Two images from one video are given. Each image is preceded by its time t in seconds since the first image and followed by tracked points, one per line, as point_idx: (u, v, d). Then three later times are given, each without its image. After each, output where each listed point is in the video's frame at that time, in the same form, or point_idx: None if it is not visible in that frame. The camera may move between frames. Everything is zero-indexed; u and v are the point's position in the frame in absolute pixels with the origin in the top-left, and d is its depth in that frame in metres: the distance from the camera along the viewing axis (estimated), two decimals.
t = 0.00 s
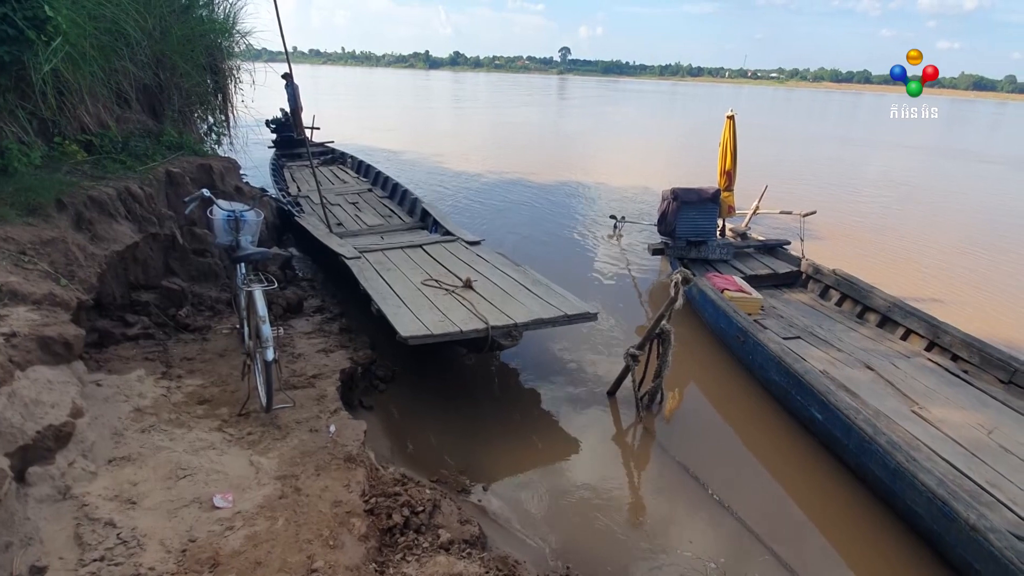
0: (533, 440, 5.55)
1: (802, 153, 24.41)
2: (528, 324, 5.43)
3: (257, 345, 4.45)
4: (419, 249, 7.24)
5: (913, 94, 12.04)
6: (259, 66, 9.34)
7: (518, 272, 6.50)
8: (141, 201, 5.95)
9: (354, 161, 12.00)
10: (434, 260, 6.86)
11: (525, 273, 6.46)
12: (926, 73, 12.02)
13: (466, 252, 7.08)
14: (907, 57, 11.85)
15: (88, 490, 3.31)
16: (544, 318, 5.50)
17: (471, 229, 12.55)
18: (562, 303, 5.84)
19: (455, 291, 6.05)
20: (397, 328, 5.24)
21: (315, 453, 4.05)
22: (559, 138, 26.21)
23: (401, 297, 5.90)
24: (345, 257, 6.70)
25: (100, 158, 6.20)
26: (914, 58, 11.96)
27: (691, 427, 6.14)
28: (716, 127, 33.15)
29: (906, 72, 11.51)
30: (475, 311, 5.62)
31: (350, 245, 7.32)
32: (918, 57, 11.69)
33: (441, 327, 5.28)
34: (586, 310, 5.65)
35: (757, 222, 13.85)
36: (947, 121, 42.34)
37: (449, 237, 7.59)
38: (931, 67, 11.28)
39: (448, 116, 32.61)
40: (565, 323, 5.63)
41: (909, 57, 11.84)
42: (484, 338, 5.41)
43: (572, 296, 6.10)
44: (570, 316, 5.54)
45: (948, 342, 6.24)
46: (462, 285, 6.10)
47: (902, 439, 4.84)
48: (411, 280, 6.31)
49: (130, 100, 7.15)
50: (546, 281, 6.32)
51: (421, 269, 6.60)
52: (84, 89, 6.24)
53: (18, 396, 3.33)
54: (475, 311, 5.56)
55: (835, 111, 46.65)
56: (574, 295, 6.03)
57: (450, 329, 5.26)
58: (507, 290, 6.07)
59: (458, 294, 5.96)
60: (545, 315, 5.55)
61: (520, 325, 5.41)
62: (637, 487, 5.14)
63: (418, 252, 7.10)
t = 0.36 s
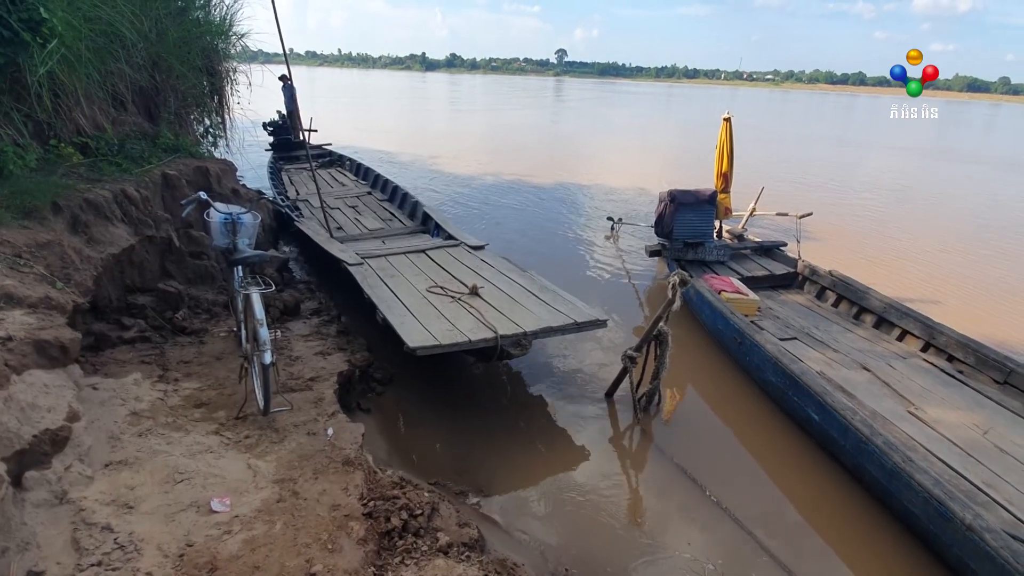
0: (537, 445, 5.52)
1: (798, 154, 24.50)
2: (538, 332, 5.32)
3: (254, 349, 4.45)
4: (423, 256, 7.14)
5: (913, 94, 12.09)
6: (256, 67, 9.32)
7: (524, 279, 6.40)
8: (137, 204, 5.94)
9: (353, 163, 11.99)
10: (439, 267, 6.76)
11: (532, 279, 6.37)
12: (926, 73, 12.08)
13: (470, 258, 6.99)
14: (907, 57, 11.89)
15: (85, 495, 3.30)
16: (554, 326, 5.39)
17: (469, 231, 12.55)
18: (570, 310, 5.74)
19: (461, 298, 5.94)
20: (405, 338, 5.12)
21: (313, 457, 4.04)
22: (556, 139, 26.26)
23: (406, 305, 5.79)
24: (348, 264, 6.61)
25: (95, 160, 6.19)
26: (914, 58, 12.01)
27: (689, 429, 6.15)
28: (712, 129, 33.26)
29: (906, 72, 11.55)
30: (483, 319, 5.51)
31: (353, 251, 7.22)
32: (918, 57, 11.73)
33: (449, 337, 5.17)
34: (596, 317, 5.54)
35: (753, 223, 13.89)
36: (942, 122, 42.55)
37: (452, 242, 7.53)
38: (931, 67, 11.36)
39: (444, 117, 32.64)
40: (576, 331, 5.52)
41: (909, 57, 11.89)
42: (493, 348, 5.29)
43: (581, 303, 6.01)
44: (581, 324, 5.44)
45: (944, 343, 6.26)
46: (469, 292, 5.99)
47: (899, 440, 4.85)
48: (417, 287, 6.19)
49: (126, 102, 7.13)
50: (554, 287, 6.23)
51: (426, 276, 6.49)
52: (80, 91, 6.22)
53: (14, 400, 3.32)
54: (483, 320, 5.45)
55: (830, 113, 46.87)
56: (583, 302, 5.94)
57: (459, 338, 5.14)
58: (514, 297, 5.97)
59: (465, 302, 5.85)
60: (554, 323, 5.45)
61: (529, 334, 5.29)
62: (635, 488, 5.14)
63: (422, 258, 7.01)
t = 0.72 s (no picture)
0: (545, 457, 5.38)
1: (796, 157, 24.58)
2: (550, 344, 5.23)
3: (253, 353, 4.46)
4: (428, 263, 7.05)
5: (913, 94, 12.14)
6: (253, 71, 9.33)
7: (533, 287, 6.31)
8: (135, 208, 5.94)
9: (354, 169, 11.99)
10: (445, 275, 6.66)
11: (540, 287, 6.28)
12: (927, 73, 12.16)
13: (476, 265, 6.91)
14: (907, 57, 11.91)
15: (83, 501, 3.28)
16: (566, 337, 5.29)
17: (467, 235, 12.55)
18: (582, 320, 5.65)
19: (469, 307, 5.85)
20: (414, 348, 5.02)
21: (311, 462, 4.03)
22: (553, 143, 26.32)
23: (414, 314, 5.69)
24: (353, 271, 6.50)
25: (93, 165, 6.19)
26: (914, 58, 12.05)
27: (687, 432, 6.15)
28: (709, 132, 33.38)
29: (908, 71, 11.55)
30: (493, 329, 5.42)
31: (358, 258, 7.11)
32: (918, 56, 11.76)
33: (460, 348, 5.07)
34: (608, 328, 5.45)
35: (751, 226, 13.93)
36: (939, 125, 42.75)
37: (457, 249, 7.43)
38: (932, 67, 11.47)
39: (442, 121, 32.70)
40: (588, 341, 5.42)
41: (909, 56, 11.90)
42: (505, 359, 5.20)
43: (592, 312, 5.92)
44: (594, 334, 5.34)
45: (940, 346, 6.28)
46: (477, 301, 5.90)
47: (896, 442, 4.86)
48: (424, 296, 6.09)
49: (124, 107, 7.14)
50: (563, 296, 6.15)
51: (432, 284, 6.39)
52: (78, 96, 6.21)
53: (11, 407, 3.30)
54: (494, 330, 5.35)
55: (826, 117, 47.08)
56: (593, 311, 5.85)
57: (470, 350, 5.04)
58: (524, 306, 5.88)
59: (474, 311, 5.75)
60: (566, 334, 5.36)
61: (542, 345, 5.20)
62: (633, 492, 5.14)
63: (427, 265, 6.93)
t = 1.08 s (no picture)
0: (559, 476, 5.27)
1: (793, 162, 24.69)
2: (561, 356, 5.09)
3: (250, 359, 4.44)
4: (433, 272, 6.93)
5: (914, 93, 12.23)
6: (252, 77, 9.35)
7: (541, 297, 6.19)
8: (133, 214, 5.94)
9: (354, 175, 12.00)
10: (451, 284, 6.53)
11: (548, 297, 6.16)
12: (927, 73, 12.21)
13: (481, 274, 6.80)
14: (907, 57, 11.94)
15: (80, 508, 3.27)
16: (578, 349, 5.16)
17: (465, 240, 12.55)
18: (593, 331, 5.53)
19: (477, 317, 5.72)
20: (421, 360, 4.89)
21: (309, 468, 4.03)
22: (551, 149, 26.37)
23: (422, 325, 5.55)
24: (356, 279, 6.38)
25: (91, 171, 6.20)
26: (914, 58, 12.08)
27: (686, 436, 6.15)
28: (706, 138, 33.50)
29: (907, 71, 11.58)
30: (503, 340, 5.28)
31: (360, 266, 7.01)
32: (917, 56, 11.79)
33: (470, 360, 4.93)
34: (620, 339, 5.32)
35: (748, 231, 13.96)
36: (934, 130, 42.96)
37: (462, 258, 7.33)
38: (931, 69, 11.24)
39: (440, 127, 32.74)
40: (599, 353, 5.29)
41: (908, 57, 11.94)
42: (516, 372, 5.06)
43: (602, 323, 5.79)
44: (605, 346, 5.22)
45: (937, 349, 6.29)
46: (485, 311, 5.77)
47: (893, 446, 4.87)
48: (431, 306, 5.95)
49: (122, 112, 7.15)
50: (572, 306, 6.03)
51: (438, 293, 6.26)
52: (76, 102, 6.21)
53: (8, 413, 3.30)
54: (504, 342, 5.21)
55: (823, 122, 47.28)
56: (603, 322, 5.73)
57: (481, 362, 4.90)
58: (533, 317, 5.76)
59: (483, 322, 5.61)
60: (578, 345, 5.22)
61: (553, 357, 5.06)
62: (632, 497, 5.13)
63: (431, 274, 6.82)
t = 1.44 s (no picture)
0: (565, 487, 5.18)
1: (790, 166, 24.78)
2: (573, 368, 4.93)
3: (248, 364, 4.44)
4: (438, 280, 6.77)
5: (913, 94, 12.25)
6: (250, 82, 9.36)
7: (549, 306, 6.03)
8: (131, 219, 5.95)
9: (354, 181, 12.02)
10: (457, 293, 6.37)
11: (557, 306, 6.01)
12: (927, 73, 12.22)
13: (486, 282, 6.67)
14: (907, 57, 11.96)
15: (77, 514, 3.26)
16: (590, 360, 4.99)
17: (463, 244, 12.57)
18: (604, 342, 5.37)
19: (485, 328, 5.55)
20: (429, 374, 4.71)
21: (307, 473, 4.02)
22: (549, 153, 26.44)
23: (428, 336, 5.38)
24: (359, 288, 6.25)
25: (89, 176, 6.22)
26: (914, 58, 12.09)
27: (684, 441, 6.13)
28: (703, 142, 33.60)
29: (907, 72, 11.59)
30: (512, 351, 5.11)
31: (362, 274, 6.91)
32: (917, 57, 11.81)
33: (479, 373, 4.75)
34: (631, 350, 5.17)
35: (745, 235, 14.00)
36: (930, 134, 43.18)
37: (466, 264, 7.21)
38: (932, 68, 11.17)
39: (438, 132, 32.80)
40: (611, 365, 5.13)
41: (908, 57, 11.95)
42: (526, 385, 4.88)
43: (613, 333, 5.64)
44: (617, 357, 5.06)
45: (933, 352, 6.31)
46: (493, 321, 5.61)
47: (890, 449, 4.87)
48: (437, 316, 5.79)
49: (121, 118, 7.17)
50: (582, 315, 5.87)
51: (444, 303, 6.10)
52: (75, 108, 6.21)
53: (5, 419, 3.29)
54: (514, 353, 5.04)
55: (820, 126, 47.44)
56: (614, 332, 5.58)
57: (491, 375, 4.72)
58: (542, 327, 5.60)
59: (491, 333, 5.44)
60: (589, 357, 5.06)
61: (565, 369, 4.89)
62: (630, 501, 5.12)
63: (436, 282, 6.68)
